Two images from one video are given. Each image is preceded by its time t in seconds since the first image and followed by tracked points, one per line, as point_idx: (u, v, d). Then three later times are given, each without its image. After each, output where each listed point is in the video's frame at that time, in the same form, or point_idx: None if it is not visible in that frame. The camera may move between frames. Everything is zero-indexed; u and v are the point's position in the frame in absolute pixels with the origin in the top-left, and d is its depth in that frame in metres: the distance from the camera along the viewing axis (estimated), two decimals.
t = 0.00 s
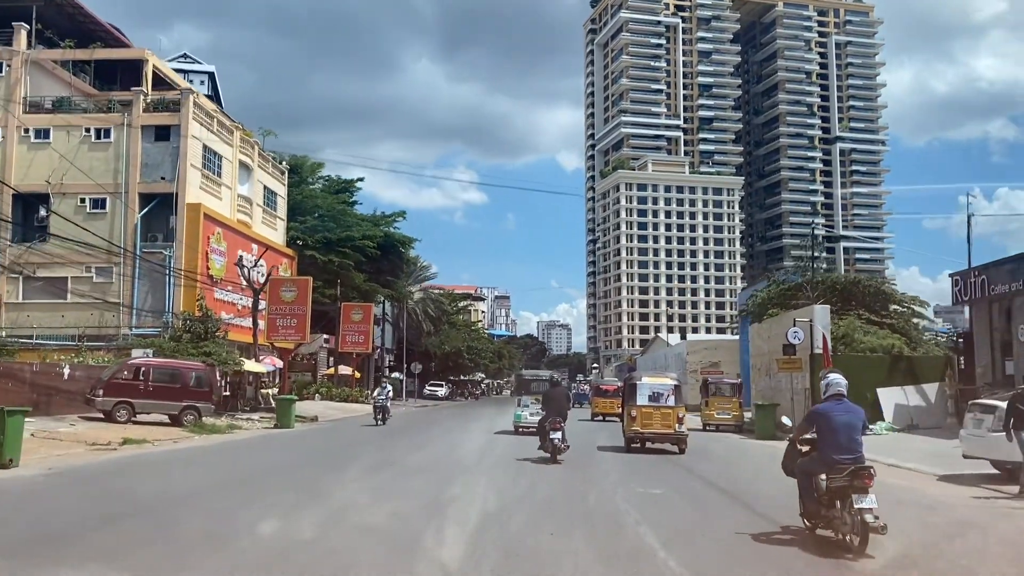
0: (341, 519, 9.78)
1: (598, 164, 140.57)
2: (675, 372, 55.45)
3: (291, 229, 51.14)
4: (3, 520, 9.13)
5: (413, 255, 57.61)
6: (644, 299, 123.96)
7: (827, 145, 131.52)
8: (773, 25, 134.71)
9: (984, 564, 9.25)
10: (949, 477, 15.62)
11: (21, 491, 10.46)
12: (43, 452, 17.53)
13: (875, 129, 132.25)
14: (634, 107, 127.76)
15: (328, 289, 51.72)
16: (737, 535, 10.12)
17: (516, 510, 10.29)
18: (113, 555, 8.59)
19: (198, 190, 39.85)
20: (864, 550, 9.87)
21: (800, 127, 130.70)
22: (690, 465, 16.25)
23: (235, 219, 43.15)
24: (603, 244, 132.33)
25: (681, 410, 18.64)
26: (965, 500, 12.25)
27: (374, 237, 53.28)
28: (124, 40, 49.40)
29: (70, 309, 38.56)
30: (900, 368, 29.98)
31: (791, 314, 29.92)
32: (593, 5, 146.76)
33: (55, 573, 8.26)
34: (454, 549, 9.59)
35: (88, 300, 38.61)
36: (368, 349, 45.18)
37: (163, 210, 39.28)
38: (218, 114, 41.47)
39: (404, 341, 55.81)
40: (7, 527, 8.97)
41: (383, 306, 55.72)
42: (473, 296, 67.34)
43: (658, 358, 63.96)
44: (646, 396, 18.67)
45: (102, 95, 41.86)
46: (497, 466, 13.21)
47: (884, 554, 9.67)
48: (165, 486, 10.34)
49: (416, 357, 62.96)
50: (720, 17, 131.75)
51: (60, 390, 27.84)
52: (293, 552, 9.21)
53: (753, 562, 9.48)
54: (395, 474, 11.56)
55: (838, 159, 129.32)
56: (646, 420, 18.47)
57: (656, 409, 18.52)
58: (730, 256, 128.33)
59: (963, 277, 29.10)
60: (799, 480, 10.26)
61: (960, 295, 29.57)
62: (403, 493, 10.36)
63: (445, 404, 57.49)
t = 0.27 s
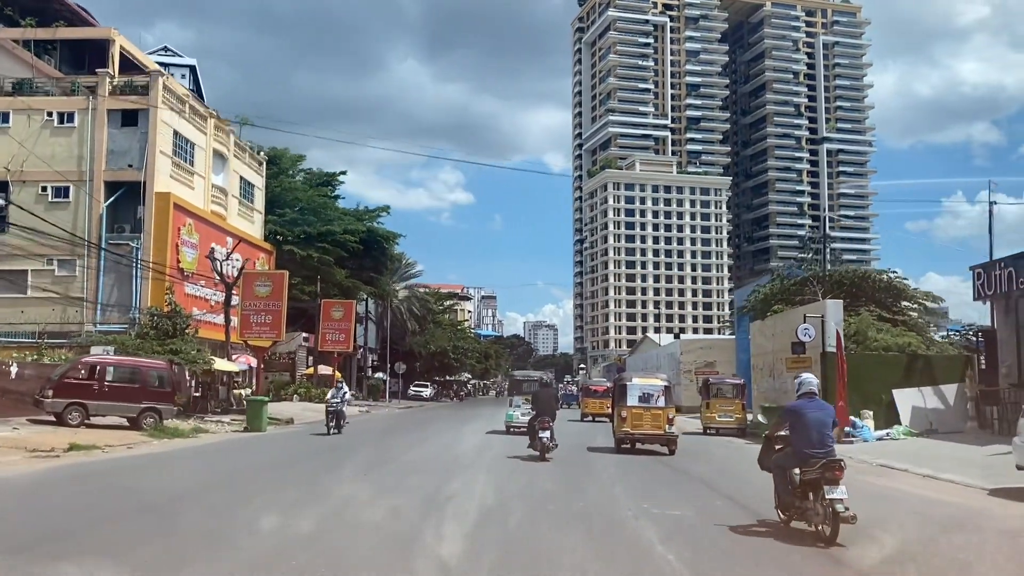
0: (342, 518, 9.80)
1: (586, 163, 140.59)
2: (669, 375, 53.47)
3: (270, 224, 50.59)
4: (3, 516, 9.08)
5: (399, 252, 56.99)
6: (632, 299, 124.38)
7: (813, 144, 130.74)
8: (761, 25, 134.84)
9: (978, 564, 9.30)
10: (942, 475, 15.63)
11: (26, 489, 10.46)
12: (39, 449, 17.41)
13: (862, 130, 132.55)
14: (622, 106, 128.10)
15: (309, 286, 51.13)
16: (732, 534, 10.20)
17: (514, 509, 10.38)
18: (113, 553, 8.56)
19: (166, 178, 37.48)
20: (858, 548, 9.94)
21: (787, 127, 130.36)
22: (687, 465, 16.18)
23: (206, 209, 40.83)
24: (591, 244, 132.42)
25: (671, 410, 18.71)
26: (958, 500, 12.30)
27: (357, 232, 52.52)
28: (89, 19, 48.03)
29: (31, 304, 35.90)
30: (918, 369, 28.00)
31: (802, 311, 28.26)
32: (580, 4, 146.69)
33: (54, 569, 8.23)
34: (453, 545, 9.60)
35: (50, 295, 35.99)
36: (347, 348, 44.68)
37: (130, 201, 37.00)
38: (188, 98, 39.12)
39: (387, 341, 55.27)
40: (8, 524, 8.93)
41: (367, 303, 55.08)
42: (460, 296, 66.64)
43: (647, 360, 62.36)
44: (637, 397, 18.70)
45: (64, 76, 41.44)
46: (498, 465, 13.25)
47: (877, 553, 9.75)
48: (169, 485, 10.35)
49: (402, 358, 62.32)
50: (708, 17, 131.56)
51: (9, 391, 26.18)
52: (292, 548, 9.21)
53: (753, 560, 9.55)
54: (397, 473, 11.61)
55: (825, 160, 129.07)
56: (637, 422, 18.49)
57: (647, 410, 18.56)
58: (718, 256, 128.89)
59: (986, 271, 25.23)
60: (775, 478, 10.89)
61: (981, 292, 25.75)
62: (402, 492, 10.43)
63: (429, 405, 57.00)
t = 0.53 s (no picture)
0: (338, 520, 9.76)
1: (575, 164, 140.46)
2: (664, 379, 51.19)
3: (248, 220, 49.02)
4: None
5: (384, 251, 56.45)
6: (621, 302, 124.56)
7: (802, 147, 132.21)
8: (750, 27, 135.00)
9: (975, 561, 9.24)
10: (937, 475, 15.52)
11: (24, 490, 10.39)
12: (29, 448, 17.18)
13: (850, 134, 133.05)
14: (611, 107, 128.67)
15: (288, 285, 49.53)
16: (726, 533, 10.18)
17: (508, 509, 10.37)
18: (110, 555, 8.48)
19: (135, 168, 34.63)
20: (853, 545, 9.91)
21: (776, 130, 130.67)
22: (684, 463, 16.03)
23: (179, 202, 38.03)
24: (580, 246, 132.29)
25: (663, 415, 18.66)
26: (956, 498, 12.22)
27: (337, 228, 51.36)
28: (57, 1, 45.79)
29: None
30: (942, 371, 25.68)
31: (817, 309, 25.74)
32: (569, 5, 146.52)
33: (46, 571, 8.16)
34: (449, 541, 9.58)
35: (8, 292, 33.04)
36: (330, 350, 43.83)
37: (95, 192, 34.28)
38: (160, 84, 36.46)
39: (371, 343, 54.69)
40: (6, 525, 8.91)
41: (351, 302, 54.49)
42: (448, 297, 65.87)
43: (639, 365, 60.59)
44: (628, 401, 18.68)
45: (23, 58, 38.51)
46: (492, 464, 13.21)
47: (872, 550, 9.73)
48: (165, 487, 10.28)
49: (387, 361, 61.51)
50: (697, 19, 132.47)
51: None
52: (287, 546, 9.15)
53: (749, 556, 9.56)
54: (394, 473, 11.56)
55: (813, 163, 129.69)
56: (627, 426, 18.45)
57: (638, 414, 18.51)
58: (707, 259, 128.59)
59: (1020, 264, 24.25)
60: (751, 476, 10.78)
61: None
62: (397, 492, 10.41)
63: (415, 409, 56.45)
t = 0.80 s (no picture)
0: (336, 520, 9.78)
1: (564, 166, 140.02)
2: (661, 383, 47.78)
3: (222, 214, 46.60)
4: None
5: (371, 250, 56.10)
6: (610, 304, 124.35)
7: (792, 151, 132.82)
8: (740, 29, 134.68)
9: (972, 562, 9.27)
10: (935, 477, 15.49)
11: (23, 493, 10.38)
12: (24, 451, 17.09)
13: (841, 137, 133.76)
14: (600, 109, 128.29)
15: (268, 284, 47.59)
16: (721, 534, 10.22)
17: (506, 510, 10.42)
18: (110, 557, 8.47)
19: (103, 156, 31.70)
20: (851, 547, 9.95)
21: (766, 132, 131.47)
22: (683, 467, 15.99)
23: (150, 194, 35.26)
24: (569, 247, 132.08)
25: (654, 418, 18.70)
26: (955, 502, 12.23)
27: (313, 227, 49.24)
28: None
29: None
30: (973, 373, 22.34)
31: (840, 305, 22.57)
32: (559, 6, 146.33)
33: (45, 571, 8.17)
34: (445, 544, 9.54)
35: None
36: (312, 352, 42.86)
37: (58, 179, 31.51)
38: (130, 67, 33.57)
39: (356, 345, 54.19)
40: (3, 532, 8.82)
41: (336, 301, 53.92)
42: (436, 298, 65.30)
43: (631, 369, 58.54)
44: (620, 405, 18.62)
45: None
46: (488, 467, 13.17)
47: (867, 552, 9.77)
48: (163, 490, 10.27)
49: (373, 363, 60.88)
50: (688, 20, 131.59)
51: None
52: (284, 546, 9.16)
53: (747, 558, 9.56)
54: (394, 476, 11.57)
55: (804, 165, 130.19)
56: (619, 430, 18.47)
57: (629, 418, 18.54)
58: (696, 261, 128.99)
59: None
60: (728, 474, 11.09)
61: None
62: (396, 493, 10.45)
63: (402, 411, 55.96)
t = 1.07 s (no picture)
0: (335, 521, 9.77)
1: (554, 167, 139.80)
2: (660, 385, 45.23)
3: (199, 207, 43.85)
4: None
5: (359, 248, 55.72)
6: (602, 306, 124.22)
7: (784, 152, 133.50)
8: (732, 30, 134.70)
9: (972, 563, 9.27)
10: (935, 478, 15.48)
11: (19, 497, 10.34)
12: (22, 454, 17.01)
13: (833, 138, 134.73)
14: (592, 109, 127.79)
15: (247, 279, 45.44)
16: (720, 536, 10.25)
17: (503, 511, 10.46)
18: (110, 557, 8.41)
19: (67, 141, 28.64)
20: (850, 548, 9.97)
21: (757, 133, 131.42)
22: (686, 469, 15.95)
23: (121, 184, 32.17)
24: (560, 248, 131.93)
25: (646, 421, 18.72)
26: (954, 504, 12.24)
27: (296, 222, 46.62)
28: None
29: None
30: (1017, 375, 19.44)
31: (868, 297, 20.02)
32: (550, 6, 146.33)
33: (41, 572, 8.10)
34: (445, 546, 9.52)
35: None
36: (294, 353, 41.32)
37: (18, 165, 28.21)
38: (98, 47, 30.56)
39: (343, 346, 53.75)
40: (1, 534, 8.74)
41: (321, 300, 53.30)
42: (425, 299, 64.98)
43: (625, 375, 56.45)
44: (612, 408, 18.68)
45: None
46: (484, 470, 13.18)
47: (866, 552, 9.80)
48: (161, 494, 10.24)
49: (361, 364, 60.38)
50: (680, 21, 131.55)
51: None
52: (284, 546, 9.14)
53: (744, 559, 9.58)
54: (393, 479, 11.56)
55: (796, 167, 131.02)
56: (612, 433, 18.49)
57: (622, 420, 18.57)
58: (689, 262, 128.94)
59: None
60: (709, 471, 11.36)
61: None
62: (393, 496, 10.45)
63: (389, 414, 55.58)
